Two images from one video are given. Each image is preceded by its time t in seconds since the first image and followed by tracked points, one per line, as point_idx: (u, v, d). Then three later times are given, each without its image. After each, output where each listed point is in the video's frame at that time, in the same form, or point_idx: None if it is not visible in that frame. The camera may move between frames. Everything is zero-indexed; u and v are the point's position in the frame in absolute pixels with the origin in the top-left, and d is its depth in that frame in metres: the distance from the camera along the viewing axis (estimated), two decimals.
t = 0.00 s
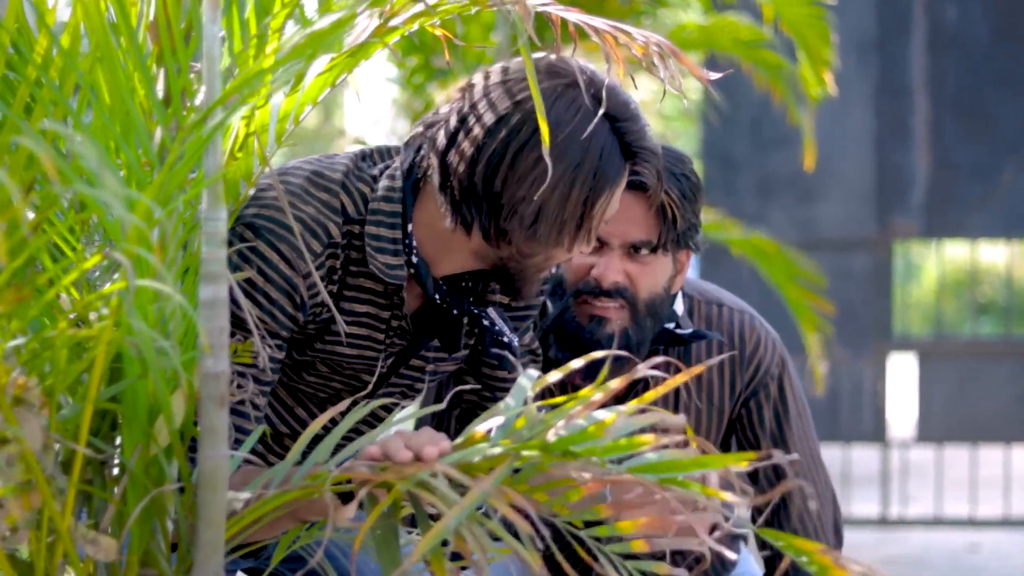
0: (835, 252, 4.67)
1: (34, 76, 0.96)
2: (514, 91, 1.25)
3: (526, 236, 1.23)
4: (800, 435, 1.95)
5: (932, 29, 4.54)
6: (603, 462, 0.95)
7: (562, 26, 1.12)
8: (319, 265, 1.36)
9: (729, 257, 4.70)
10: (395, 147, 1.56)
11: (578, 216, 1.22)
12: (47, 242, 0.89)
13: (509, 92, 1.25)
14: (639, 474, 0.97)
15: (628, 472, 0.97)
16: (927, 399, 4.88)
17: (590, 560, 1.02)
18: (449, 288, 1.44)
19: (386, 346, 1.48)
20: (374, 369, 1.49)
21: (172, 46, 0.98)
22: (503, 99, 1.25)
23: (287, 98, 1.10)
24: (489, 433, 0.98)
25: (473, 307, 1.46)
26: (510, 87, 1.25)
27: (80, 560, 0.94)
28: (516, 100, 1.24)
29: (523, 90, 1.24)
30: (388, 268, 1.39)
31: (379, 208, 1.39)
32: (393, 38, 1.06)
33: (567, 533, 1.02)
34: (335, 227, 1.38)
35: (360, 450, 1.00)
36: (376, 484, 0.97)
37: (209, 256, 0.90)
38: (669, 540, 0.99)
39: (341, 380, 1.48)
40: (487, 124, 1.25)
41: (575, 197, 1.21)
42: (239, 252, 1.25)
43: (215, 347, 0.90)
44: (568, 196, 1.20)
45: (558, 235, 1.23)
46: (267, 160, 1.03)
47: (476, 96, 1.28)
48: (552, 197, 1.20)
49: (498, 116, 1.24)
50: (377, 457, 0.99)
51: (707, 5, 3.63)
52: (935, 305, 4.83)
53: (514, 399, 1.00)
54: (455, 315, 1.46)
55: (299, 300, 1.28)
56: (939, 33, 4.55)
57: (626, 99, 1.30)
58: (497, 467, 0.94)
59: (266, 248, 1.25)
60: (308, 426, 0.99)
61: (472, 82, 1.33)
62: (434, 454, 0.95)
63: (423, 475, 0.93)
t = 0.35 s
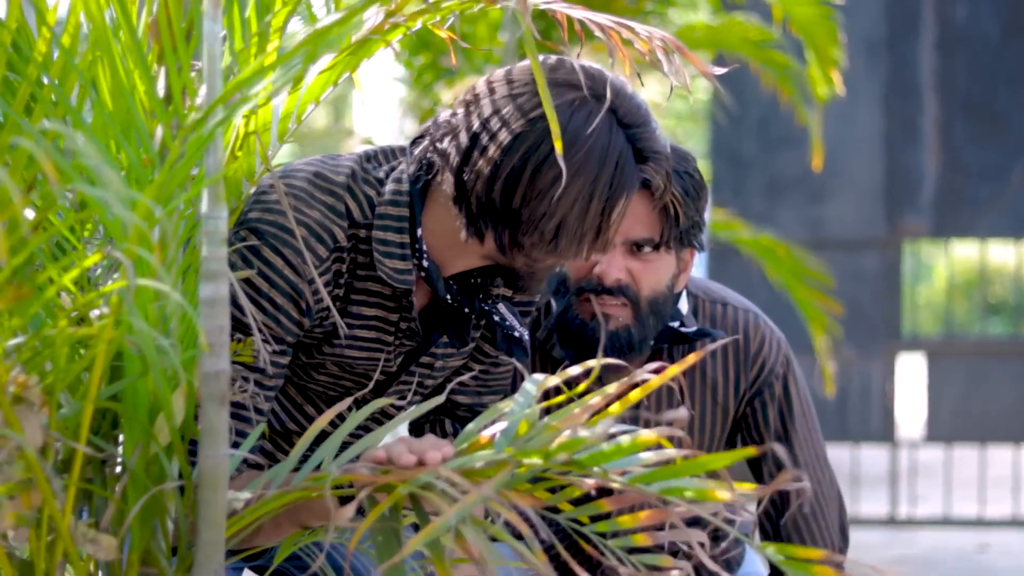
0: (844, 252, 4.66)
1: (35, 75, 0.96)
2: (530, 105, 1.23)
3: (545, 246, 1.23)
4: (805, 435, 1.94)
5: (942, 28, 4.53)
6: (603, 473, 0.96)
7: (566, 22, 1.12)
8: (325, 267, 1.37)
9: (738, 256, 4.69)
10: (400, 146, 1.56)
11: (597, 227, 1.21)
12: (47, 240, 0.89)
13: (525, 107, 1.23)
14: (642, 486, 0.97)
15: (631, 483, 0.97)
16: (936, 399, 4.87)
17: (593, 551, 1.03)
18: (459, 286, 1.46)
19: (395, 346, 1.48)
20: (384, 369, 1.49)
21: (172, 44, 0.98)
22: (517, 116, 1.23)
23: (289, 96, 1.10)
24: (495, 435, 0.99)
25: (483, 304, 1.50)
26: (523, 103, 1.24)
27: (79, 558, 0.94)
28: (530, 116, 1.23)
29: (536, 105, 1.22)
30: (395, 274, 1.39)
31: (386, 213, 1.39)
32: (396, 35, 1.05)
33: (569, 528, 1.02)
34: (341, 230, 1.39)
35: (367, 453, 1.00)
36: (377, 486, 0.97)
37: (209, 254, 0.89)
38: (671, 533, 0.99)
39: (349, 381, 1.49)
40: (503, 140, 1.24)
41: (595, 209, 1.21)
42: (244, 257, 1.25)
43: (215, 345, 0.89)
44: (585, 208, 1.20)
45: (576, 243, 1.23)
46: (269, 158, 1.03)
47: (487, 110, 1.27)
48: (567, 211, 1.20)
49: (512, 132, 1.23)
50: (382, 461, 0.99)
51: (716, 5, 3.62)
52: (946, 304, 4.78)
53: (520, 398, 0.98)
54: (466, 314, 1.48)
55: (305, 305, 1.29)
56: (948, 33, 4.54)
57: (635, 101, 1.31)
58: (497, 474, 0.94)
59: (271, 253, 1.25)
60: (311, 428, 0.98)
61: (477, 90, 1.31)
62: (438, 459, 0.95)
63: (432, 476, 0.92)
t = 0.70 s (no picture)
0: (849, 252, 4.65)
1: (35, 74, 0.96)
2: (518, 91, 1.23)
3: (535, 230, 1.22)
4: (804, 434, 1.93)
5: (947, 27, 4.53)
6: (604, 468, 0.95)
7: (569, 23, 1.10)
8: (328, 266, 1.36)
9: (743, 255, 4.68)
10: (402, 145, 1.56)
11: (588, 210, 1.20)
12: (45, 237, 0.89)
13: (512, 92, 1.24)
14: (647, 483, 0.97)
15: (632, 479, 0.97)
16: (942, 398, 4.86)
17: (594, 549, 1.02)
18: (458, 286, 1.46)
19: (398, 344, 1.48)
20: (386, 368, 1.49)
21: (172, 42, 0.98)
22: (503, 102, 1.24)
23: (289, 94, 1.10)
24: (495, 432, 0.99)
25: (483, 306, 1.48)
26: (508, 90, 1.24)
27: (77, 555, 0.94)
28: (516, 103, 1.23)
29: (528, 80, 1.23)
30: (397, 271, 1.39)
31: (389, 210, 1.39)
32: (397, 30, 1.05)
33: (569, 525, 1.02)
34: (343, 229, 1.39)
35: (371, 455, 1.00)
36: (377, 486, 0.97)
37: (208, 252, 0.89)
38: (673, 529, 0.98)
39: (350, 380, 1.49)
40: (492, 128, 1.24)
41: (581, 193, 1.19)
42: (246, 255, 1.26)
43: (214, 342, 0.89)
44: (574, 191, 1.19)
45: (566, 227, 1.20)
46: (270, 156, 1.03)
47: (476, 98, 1.27)
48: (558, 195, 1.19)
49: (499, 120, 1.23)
50: (381, 460, 0.98)
51: (721, 4, 3.62)
52: (954, 304, 4.76)
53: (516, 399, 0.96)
54: (466, 314, 1.48)
55: (307, 304, 1.29)
56: (954, 33, 4.53)
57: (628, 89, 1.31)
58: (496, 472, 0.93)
59: (273, 251, 1.26)
60: (311, 425, 0.97)
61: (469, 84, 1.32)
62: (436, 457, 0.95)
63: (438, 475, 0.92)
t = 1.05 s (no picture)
0: (854, 251, 4.64)
1: (34, 69, 0.96)
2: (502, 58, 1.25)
3: (493, 179, 1.27)
4: (806, 430, 1.96)
5: (953, 27, 4.52)
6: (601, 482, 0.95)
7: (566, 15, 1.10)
8: (332, 246, 1.36)
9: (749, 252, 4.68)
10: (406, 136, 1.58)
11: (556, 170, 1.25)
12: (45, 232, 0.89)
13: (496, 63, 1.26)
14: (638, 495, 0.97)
15: (627, 491, 0.96)
16: (946, 396, 4.85)
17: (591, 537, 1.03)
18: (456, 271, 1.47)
19: (397, 330, 1.48)
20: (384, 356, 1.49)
21: (172, 36, 0.98)
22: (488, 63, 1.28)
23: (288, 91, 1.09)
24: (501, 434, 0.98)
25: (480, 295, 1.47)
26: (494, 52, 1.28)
27: (77, 549, 0.94)
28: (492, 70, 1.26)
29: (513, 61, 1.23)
30: (399, 244, 1.39)
31: (389, 186, 1.41)
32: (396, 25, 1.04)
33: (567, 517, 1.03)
34: (348, 208, 1.38)
35: (373, 454, 1.00)
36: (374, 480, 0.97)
37: (207, 247, 0.89)
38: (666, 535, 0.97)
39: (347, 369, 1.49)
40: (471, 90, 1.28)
41: (528, 130, 1.23)
42: (255, 234, 1.26)
43: (213, 336, 0.89)
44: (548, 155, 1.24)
45: (519, 176, 1.26)
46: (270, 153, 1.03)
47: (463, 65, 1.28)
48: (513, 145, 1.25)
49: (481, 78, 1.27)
50: (382, 457, 0.98)
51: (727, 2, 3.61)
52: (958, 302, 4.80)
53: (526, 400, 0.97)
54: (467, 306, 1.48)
55: (312, 282, 1.30)
56: (959, 31, 4.52)
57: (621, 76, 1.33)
58: (495, 475, 0.93)
59: (280, 229, 1.26)
60: (315, 421, 0.97)
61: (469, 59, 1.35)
62: (433, 456, 0.95)
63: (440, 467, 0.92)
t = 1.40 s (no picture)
0: (857, 250, 4.63)
1: (29, 67, 0.96)
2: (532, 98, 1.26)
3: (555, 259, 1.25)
4: (806, 431, 1.94)
5: (956, 26, 4.50)
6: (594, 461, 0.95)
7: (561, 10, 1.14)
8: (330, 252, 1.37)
9: (751, 250, 4.67)
10: (402, 140, 1.55)
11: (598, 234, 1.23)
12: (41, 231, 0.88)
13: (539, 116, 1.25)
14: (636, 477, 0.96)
15: (622, 473, 0.96)
16: (949, 396, 4.84)
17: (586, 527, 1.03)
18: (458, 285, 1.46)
19: (391, 341, 1.49)
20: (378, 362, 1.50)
21: (167, 35, 0.97)
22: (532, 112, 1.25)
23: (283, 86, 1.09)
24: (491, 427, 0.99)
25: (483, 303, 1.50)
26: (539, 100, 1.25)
27: (73, 548, 0.93)
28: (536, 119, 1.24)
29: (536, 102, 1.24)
30: (396, 261, 1.39)
31: (390, 202, 1.39)
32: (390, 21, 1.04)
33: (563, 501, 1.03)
34: (348, 214, 1.39)
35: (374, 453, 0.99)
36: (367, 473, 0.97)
37: (203, 243, 0.89)
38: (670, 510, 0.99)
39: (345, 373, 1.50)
40: (515, 140, 1.24)
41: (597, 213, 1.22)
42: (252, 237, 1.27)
43: (209, 334, 0.89)
44: (590, 217, 1.22)
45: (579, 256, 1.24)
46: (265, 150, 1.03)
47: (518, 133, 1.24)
48: (559, 207, 1.21)
49: (528, 127, 1.24)
50: (374, 449, 0.99)
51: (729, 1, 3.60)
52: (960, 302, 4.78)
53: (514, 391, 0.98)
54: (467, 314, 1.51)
55: (309, 286, 1.31)
56: (962, 30, 4.51)
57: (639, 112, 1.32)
58: (490, 463, 0.95)
59: (278, 232, 1.27)
60: (307, 420, 0.96)
61: (493, 90, 1.33)
62: (424, 445, 0.97)
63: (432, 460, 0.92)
